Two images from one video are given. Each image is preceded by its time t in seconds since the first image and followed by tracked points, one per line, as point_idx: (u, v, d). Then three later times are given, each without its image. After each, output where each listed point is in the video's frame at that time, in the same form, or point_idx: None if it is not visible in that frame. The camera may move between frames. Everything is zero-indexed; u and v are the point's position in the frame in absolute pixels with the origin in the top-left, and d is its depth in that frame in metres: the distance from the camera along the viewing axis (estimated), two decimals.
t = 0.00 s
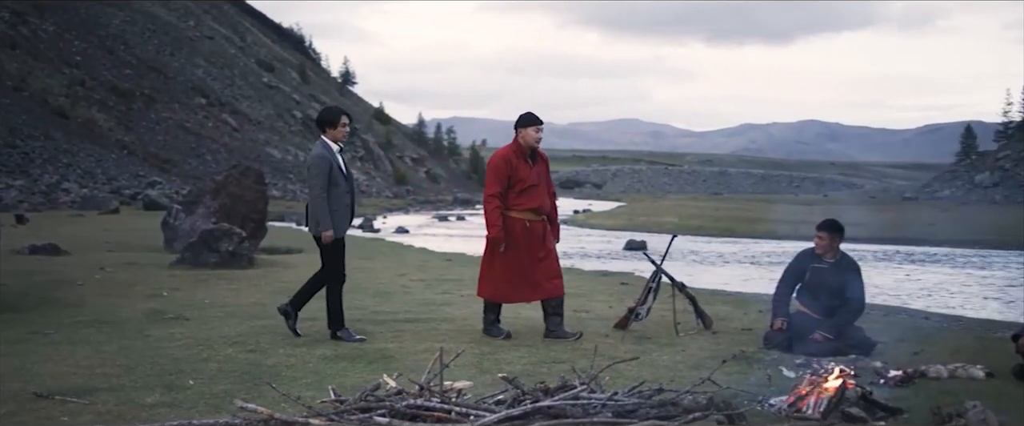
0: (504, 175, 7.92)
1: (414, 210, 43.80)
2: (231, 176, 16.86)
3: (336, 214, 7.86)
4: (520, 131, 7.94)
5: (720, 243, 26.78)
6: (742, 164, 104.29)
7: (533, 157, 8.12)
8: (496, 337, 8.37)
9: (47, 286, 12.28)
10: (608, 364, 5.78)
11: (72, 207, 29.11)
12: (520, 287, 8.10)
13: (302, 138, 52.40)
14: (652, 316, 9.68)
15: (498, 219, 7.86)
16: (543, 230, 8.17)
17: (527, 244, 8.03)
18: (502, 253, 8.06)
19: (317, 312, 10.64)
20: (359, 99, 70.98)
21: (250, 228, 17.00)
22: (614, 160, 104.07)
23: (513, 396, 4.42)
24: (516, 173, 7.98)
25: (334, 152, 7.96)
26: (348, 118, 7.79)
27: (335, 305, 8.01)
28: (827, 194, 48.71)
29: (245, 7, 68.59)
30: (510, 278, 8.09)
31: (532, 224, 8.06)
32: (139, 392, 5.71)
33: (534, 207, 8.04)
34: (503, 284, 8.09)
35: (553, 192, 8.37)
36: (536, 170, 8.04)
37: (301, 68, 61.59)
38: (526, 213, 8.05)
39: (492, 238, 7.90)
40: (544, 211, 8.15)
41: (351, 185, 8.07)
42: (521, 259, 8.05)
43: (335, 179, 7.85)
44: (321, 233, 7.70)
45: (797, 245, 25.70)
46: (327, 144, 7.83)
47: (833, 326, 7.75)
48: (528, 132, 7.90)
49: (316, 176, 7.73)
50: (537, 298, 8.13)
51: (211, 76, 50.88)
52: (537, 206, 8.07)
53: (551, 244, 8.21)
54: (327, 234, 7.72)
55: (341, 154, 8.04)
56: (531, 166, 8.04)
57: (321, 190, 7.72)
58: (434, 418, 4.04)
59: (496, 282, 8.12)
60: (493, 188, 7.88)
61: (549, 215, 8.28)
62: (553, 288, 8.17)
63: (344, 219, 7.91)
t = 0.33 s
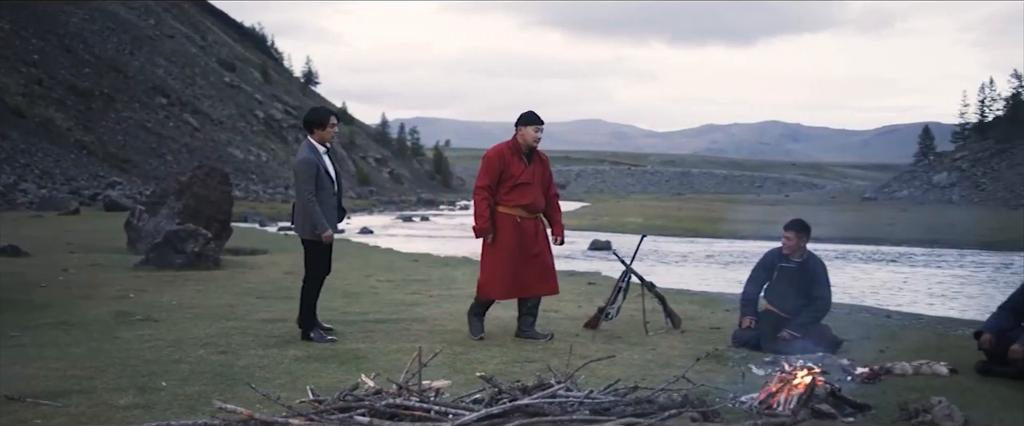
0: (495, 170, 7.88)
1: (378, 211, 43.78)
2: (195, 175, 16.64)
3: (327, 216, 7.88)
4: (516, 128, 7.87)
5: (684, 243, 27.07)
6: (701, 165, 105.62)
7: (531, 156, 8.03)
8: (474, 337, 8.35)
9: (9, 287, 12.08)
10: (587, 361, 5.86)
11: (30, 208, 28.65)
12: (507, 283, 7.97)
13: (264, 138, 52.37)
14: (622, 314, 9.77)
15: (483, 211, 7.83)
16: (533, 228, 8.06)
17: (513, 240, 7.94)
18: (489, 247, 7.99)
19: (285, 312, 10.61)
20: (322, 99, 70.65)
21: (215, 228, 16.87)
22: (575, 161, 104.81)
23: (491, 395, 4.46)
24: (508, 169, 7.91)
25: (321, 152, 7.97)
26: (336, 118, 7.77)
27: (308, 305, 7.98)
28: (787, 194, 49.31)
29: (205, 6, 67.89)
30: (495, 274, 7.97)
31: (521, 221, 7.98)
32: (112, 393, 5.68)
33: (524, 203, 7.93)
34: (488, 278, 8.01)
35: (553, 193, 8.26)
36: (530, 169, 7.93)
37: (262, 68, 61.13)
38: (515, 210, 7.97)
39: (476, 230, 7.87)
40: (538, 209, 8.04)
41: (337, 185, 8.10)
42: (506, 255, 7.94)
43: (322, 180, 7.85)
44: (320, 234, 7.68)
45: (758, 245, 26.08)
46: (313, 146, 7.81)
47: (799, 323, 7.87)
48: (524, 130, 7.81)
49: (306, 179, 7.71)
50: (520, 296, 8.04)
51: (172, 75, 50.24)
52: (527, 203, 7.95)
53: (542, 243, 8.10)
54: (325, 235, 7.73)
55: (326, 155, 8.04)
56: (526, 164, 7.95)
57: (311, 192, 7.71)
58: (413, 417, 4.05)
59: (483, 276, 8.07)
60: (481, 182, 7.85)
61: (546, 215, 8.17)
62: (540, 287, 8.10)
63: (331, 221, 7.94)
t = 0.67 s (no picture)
0: (481, 168, 7.78)
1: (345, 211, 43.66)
2: (161, 175, 16.45)
3: (297, 220, 7.74)
4: (502, 128, 7.76)
5: (649, 242, 27.28)
6: (665, 166, 106.36)
7: (517, 156, 7.93)
8: (486, 343, 7.87)
9: None
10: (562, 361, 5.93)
11: None
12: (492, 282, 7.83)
13: (229, 137, 52.01)
14: (594, 314, 9.85)
15: (468, 209, 7.72)
16: (517, 229, 7.94)
17: (497, 240, 7.82)
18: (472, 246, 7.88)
19: (256, 313, 10.58)
20: (286, 98, 70.24)
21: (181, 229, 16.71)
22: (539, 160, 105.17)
23: (469, 393, 4.50)
24: (493, 169, 7.81)
25: (309, 156, 7.88)
26: (322, 122, 7.66)
27: (281, 304, 7.96)
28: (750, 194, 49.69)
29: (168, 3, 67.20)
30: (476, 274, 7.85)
31: (505, 221, 7.86)
32: (85, 395, 5.66)
33: (509, 203, 7.82)
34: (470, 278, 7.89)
35: (538, 195, 8.16)
36: (516, 169, 7.83)
37: (226, 67, 60.75)
38: (499, 210, 7.85)
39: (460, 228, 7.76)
40: (522, 211, 7.93)
41: (325, 190, 7.99)
42: (489, 255, 7.82)
43: (300, 183, 7.77)
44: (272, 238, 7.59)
45: (722, 244, 26.35)
46: (298, 149, 7.76)
47: (768, 321, 7.99)
48: (509, 130, 7.71)
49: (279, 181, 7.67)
50: (501, 297, 7.91)
51: (134, 73, 49.64)
52: (511, 203, 7.83)
53: (522, 246, 7.99)
54: (278, 239, 7.62)
55: (316, 157, 7.95)
56: (511, 164, 7.84)
57: (283, 194, 7.66)
58: (394, 416, 4.09)
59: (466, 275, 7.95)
60: (465, 180, 7.75)
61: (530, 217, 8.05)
62: (516, 292, 8.01)
63: (307, 225, 7.77)
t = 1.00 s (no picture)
0: (465, 171, 7.70)
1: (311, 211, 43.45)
2: (127, 174, 16.24)
3: (289, 217, 7.62)
4: (483, 130, 7.69)
5: (615, 242, 27.43)
6: (630, 166, 106.84)
7: (496, 156, 7.89)
8: (482, 346, 7.84)
9: None
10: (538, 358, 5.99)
11: None
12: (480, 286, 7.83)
13: (192, 137, 51.58)
14: (565, 312, 9.92)
15: (455, 215, 7.67)
16: (500, 231, 7.94)
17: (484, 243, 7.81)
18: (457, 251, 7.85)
19: (225, 313, 10.53)
20: (252, 98, 69.76)
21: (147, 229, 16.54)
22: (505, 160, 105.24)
23: (449, 392, 4.54)
24: (477, 171, 7.75)
25: (305, 156, 7.81)
26: (317, 121, 7.60)
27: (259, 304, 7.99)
28: (715, 194, 50.12)
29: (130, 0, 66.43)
30: (463, 279, 7.84)
31: (490, 224, 7.85)
32: (59, 396, 5.64)
33: (494, 206, 7.81)
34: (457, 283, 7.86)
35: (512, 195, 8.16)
36: (498, 170, 7.81)
37: (189, 66, 60.23)
38: (484, 213, 7.82)
39: (449, 233, 7.69)
40: (504, 212, 7.94)
41: (323, 192, 7.86)
42: (475, 259, 7.80)
43: (293, 181, 7.65)
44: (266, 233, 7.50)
45: (687, 244, 26.57)
46: (293, 149, 7.71)
47: (739, 318, 8.11)
48: (489, 132, 7.67)
49: (272, 177, 7.60)
50: (487, 299, 7.91)
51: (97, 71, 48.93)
52: (496, 206, 7.83)
53: (506, 248, 7.99)
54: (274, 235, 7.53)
55: (312, 159, 7.85)
56: (493, 166, 7.81)
57: (273, 191, 7.58)
58: (375, 414, 4.12)
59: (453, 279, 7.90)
60: (451, 184, 7.67)
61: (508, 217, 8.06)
62: (500, 294, 8.02)
63: (301, 222, 7.65)
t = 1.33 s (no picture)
0: (450, 172, 7.62)
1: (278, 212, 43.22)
2: (94, 173, 15.89)
3: (291, 208, 7.44)
4: (458, 130, 7.64)
5: (583, 241, 27.56)
6: (595, 165, 107.31)
7: (471, 154, 7.87)
8: (455, 346, 7.90)
9: None
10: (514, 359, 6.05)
11: None
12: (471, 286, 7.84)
13: (158, 136, 51.14)
14: (538, 311, 9.98)
15: (451, 216, 7.53)
16: (481, 229, 7.96)
17: (471, 242, 7.81)
18: (445, 252, 7.78)
19: (197, 314, 10.49)
20: (216, 96, 69.26)
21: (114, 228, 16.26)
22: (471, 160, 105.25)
23: (428, 390, 4.58)
24: (459, 171, 7.71)
25: (306, 151, 7.64)
26: (319, 116, 7.32)
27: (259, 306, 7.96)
28: (680, 194, 50.49)
29: None
30: (458, 281, 7.77)
31: (473, 222, 7.86)
32: (35, 398, 5.61)
33: (476, 205, 7.84)
34: (449, 285, 7.78)
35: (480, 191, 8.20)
36: (477, 168, 7.81)
37: (153, 64, 59.74)
38: (467, 212, 7.82)
39: (446, 236, 7.55)
40: (481, 209, 7.97)
41: (327, 189, 7.71)
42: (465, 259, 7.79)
43: (292, 174, 7.47)
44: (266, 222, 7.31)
45: (655, 243, 26.75)
46: (294, 143, 7.54)
47: (710, 317, 8.16)
48: (465, 132, 7.65)
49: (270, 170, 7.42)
50: (475, 298, 7.93)
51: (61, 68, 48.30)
52: (478, 205, 7.87)
53: (485, 245, 8.01)
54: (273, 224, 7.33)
55: (313, 154, 7.69)
56: (472, 164, 7.78)
57: (274, 181, 7.40)
58: (357, 412, 4.15)
59: (442, 283, 7.81)
60: (440, 186, 7.54)
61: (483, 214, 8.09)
62: (483, 292, 8.01)
63: (300, 214, 7.46)
